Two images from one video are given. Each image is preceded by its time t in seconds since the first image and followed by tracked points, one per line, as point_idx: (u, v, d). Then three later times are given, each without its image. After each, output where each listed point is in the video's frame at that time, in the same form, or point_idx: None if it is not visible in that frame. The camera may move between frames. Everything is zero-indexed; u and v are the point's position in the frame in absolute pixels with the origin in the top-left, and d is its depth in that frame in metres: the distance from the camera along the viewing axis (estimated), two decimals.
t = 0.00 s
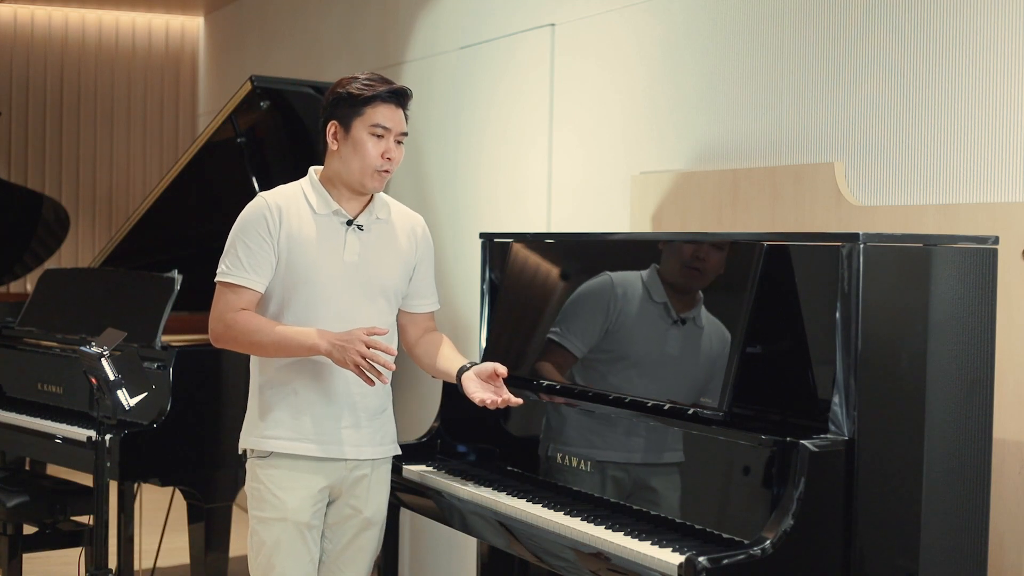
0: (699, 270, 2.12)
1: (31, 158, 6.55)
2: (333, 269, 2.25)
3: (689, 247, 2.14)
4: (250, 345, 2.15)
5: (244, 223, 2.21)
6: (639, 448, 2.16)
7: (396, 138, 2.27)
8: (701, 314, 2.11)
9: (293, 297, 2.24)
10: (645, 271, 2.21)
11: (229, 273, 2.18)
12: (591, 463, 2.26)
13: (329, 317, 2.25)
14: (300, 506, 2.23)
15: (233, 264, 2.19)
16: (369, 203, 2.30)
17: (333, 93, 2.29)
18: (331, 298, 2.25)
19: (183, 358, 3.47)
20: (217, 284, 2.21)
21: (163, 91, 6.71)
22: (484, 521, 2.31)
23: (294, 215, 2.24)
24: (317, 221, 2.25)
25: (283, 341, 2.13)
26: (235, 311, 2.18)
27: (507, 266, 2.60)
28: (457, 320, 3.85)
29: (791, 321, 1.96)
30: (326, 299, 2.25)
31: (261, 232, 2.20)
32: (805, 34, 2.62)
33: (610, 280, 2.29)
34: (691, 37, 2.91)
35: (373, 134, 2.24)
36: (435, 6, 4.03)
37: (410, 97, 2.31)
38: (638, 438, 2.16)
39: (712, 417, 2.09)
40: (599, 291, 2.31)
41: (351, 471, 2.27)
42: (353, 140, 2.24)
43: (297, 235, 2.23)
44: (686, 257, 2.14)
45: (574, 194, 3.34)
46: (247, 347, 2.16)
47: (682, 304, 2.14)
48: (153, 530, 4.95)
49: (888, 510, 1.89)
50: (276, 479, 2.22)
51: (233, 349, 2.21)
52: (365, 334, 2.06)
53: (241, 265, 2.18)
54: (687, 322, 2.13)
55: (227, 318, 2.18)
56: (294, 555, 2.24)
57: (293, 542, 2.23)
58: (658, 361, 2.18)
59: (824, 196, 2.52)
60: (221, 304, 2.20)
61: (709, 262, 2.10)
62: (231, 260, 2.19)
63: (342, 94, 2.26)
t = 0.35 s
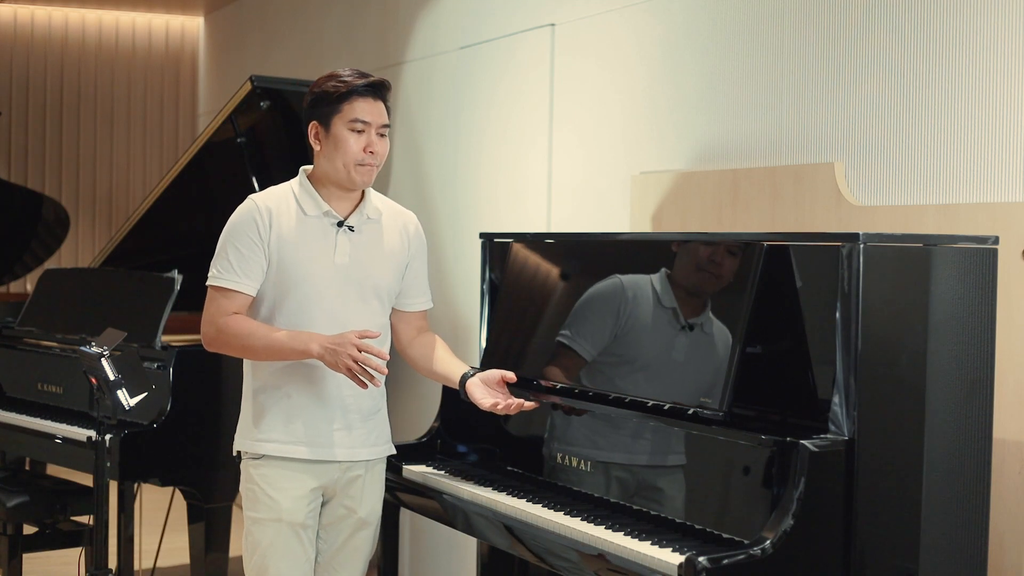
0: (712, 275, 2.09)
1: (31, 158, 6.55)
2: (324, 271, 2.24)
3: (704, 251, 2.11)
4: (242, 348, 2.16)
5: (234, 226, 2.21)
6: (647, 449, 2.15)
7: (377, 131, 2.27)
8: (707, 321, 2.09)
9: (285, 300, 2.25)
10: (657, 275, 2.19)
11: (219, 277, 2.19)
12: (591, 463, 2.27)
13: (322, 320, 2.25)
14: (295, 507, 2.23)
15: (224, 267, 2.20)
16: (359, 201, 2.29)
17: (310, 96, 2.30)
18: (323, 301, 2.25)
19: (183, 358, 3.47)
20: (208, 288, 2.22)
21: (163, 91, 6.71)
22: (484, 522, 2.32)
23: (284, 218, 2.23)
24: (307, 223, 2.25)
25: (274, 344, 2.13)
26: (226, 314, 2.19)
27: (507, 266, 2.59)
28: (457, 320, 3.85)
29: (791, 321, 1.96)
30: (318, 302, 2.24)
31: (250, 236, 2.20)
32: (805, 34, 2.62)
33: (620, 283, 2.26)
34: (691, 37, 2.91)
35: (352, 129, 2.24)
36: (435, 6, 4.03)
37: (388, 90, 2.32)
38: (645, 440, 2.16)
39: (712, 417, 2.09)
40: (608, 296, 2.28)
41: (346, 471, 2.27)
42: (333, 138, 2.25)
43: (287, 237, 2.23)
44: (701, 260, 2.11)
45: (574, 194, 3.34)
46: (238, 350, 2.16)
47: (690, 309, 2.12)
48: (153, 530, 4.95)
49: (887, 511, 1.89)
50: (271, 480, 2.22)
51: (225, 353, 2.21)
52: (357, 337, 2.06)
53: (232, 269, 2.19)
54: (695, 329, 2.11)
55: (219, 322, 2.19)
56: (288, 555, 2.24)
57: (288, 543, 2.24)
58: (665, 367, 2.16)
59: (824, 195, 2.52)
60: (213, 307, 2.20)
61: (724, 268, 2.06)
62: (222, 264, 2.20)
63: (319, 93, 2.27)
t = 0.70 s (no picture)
0: (725, 280, 2.06)
1: (31, 158, 6.55)
2: (316, 271, 2.24)
3: (718, 254, 2.08)
4: (236, 351, 2.16)
5: (224, 230, 2.22)
6: (656, 449, 2.14)
7: (357, 125, 2.26)
8: (714, 326, 2.08)
9: (278, 303, 2.25)
10: (668, 278, 2.16)
11: (211, 283, 2.20)
12: (592, 462, 2.28)
13: (316, 320, 2.25)
14: (294, 507, 2.23)
15: (216, 272, 2.21)
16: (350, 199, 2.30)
17: (289, 99, 2.31)
18: (316, 301, 2.25)
19: (183, 358, 3.47)
20: (202, 295, 2.22)
21: (162, 91, 6.71)
22: (484, 522, 2.32)
23: (273, 219, 2.24)
24: (297, 224, 2.25)
25: (267, 345, 2.13)
26: (220, 319, 2.19)
27: (507, 266, 2.60)
28: (457, 320, 3.85)
29: (791, 322, 1.96)
30: (311, 302, 2.24)
31: (240, 239, 2.21)
32: (806, 35, 2.62)
33: (631, 283, 2.23)
34: (692, 37, 2.92)
35: (331, 127, 2.24)
36: (435, 6, 4.03)
37: (364, 84, 2.31)
38: (654, 440, 2.15)
39: (712, 417, 2.09)
40: (617, 296, 2.26)
41: (343, 472, 2.26)
42: (313, 138, 2.25)
43: (277, 239, 2.23)
44: (715, 264, 2.08)
45: (574, 193, 3.34)
46: (233, 353, 2.16)
47: (699, 313, 2.10)
48: (153, 530, 4.95)
49: (887, 510, 1.89)
50: (271, 481, 2.22)
51: (221, 357, 2.22)
52: (348, 335, 2.06)
53: (224, 273, 2.20)
54: (703, 333, 2.09)
55: (214, 327, 2.19)
56: (287, 555, 2.24)
57: (287, 543, 2.24)
58: (672, 370, 2.15)
59: (824, 195, 2.52)
60: (207, 313, 2.21)
61: (736, 274, 2.04)
62: (213, 269, 2.21)
63: (296, 95, 2.28)
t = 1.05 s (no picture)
0: (729, 285, 2.06)
1: (31, 158, 6.55)
2: (314, 271, 2.24)
3: (726, 258, 2.07)
4: (234, 352, 2.16)
5: (222, 230, 2.22)
6: (658, 450, 2.14)
7: (352, 129, 2.25)
8: (718, 328, 2.07)
9: (277, 303, 2.25)
10: (672, 280, 2.16)
11: (210, 283, 2.20)
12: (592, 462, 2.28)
13: (315, 320, 2.25)
14: (292, 508, 2.23)
15: (215, 273, 2.21)
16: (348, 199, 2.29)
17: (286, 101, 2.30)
18: (315, 301, 2.25)
19: (184, 358, 3.47)
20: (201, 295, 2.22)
21: (163, 91, 6.71)
22: (483, 523, 2.32)
23: (271, 219, 2.24)
24: (295, 224, 2.25)
25: (266, 345, 2.13)
26: (218, 319, 2.20)
27: (507, 266, 2.60)
28: (457, 320, 3.85)
29: (791, 322, 1.96)
30: (310, 302, 2.25)
31: (239, 240, 2.21)
32: (806, 35, 2.62)
33: (635, 284, 2.23)
34: (691, 37, 2.92)
35: (326, 131, 2.23)
36: (435, 6, 4.03)
37: (360, 87, 2.30)
38: (656, 442, 2.14)
39: (712, 417, 2.09)
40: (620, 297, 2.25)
41: (342, 472, 2.26)
42: (308, 142, 2.25)
43: (275, 240, 2.23)
44: (721, 269, 2.07)
45: (574, 193, 3.34)
46: (232, 353, 2.16)
47: (702, 315, 2.10)
48: (153, 530, 4.95)
49: (887, 510, 1.89)
50: (270, 481, 2.22)
51: (219, 358, 2.22)
52: (347, 334, 2.06)
53: (222, 274, 2.20)
54: (706, 335, 2.09)
55: (212, 328, 2.19)
56: (286, 556, 2.24)
57: (286, 543, 2.24)
58: (675, 371, 2.14)
59: (824, 195, 2.52)
60: (206, 314, 2.21)
61: (741, 279, 2.03)
62: (212, 269, 2.21)
63: (293, 97, 2.28)
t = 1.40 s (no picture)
0: (731, 285, 2.05)
1: (31, 158, 6.55)
2: (315, 272, 2.24)
3: (727, 259, 2.07)
4: (235, 352, 2.16)
5: (223, 231, 2.22)
6: (660, 451, 2.14)
7: (351, 127, 2.25)
8: (718, 328, 2.07)
9: (277, 304, 2.25)
10: (672, 280, 2.16)
11: (210, 283, 2.20)
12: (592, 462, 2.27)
13: (315, 321, 2.25)
14: (292, 508, 2.23)
15: (215, 273, 2.21)
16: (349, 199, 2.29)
17: (286, 102, 2.31)
18: (315, 302, 2.25)
19: (183, 358, 3.47)
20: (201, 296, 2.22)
21: (163, 91, 6.71)
22: (484, 523, 2.32)
23: (271, 219, 2.24)
24: (296, 224, 2.25)
25: (266, 345, 2.13)
26: (218, 320, 2.20)
27: (507, 266, 2.59)
28: (457, 320, 3.85)
29: (791, 322, 1.96)
30: (310, 303, 2.25)
31: (239, 240, 2.21)
32: (806, 35, 2.62)
33: (636, 284, 2.23)
34: (692, 38, 2.91)
35: (325, 130, 2.23)
36: (435, 6, 4.03)
37: (358, 84, 2.30)
38: (656, 442, 2.14)
39: (712, 417, 2.09)
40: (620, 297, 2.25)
41: (343, 472, 2.26)
42: (309, 142, 2.24)
43: (276, 240, 2.23)
44: (723, 270, 2.07)
45: (574, 193, 3.34)
46: (232, 354, 2.16)
47: (702, 315, 2.10)
48: (153, 530, 4.95)
49: (887, 510, 1.89)
50: (270, 481, 2.22)
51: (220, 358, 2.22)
52: (345, 334, 2.06)
53: (222, 274, 2.20)
54: (707, 335, 2.09)
55: (212, 329, 2.19)
56: (286, 556, 2.24)
57: (286, 543, 2.24)
58: (675, 371, 2.14)
59: (824, 195, 2.52)
60: (206, 314, 2.21)
61: (742, 279, 2.03)
62: (212, 270, 2.21)
63: (291, 98, 2.28)
